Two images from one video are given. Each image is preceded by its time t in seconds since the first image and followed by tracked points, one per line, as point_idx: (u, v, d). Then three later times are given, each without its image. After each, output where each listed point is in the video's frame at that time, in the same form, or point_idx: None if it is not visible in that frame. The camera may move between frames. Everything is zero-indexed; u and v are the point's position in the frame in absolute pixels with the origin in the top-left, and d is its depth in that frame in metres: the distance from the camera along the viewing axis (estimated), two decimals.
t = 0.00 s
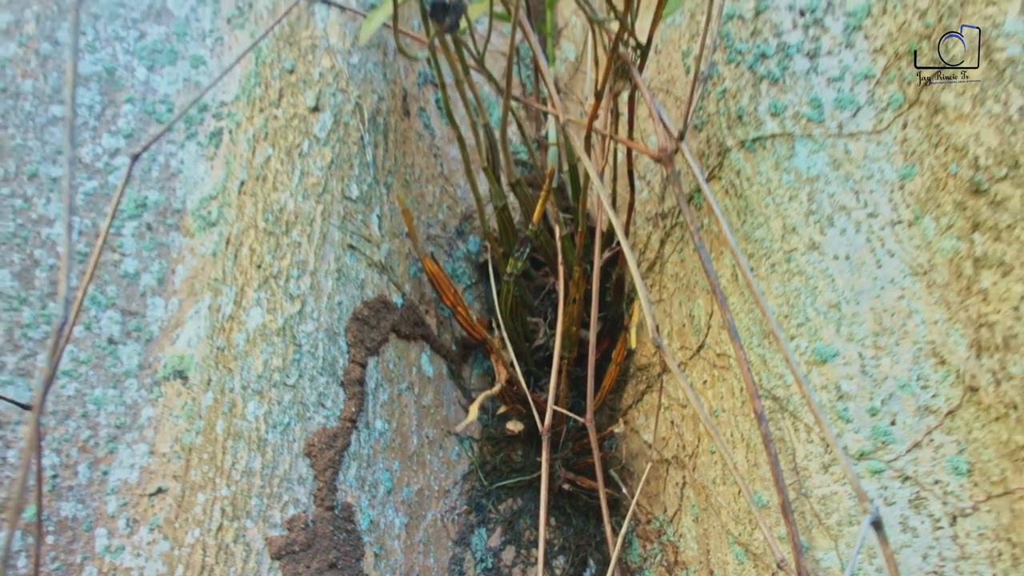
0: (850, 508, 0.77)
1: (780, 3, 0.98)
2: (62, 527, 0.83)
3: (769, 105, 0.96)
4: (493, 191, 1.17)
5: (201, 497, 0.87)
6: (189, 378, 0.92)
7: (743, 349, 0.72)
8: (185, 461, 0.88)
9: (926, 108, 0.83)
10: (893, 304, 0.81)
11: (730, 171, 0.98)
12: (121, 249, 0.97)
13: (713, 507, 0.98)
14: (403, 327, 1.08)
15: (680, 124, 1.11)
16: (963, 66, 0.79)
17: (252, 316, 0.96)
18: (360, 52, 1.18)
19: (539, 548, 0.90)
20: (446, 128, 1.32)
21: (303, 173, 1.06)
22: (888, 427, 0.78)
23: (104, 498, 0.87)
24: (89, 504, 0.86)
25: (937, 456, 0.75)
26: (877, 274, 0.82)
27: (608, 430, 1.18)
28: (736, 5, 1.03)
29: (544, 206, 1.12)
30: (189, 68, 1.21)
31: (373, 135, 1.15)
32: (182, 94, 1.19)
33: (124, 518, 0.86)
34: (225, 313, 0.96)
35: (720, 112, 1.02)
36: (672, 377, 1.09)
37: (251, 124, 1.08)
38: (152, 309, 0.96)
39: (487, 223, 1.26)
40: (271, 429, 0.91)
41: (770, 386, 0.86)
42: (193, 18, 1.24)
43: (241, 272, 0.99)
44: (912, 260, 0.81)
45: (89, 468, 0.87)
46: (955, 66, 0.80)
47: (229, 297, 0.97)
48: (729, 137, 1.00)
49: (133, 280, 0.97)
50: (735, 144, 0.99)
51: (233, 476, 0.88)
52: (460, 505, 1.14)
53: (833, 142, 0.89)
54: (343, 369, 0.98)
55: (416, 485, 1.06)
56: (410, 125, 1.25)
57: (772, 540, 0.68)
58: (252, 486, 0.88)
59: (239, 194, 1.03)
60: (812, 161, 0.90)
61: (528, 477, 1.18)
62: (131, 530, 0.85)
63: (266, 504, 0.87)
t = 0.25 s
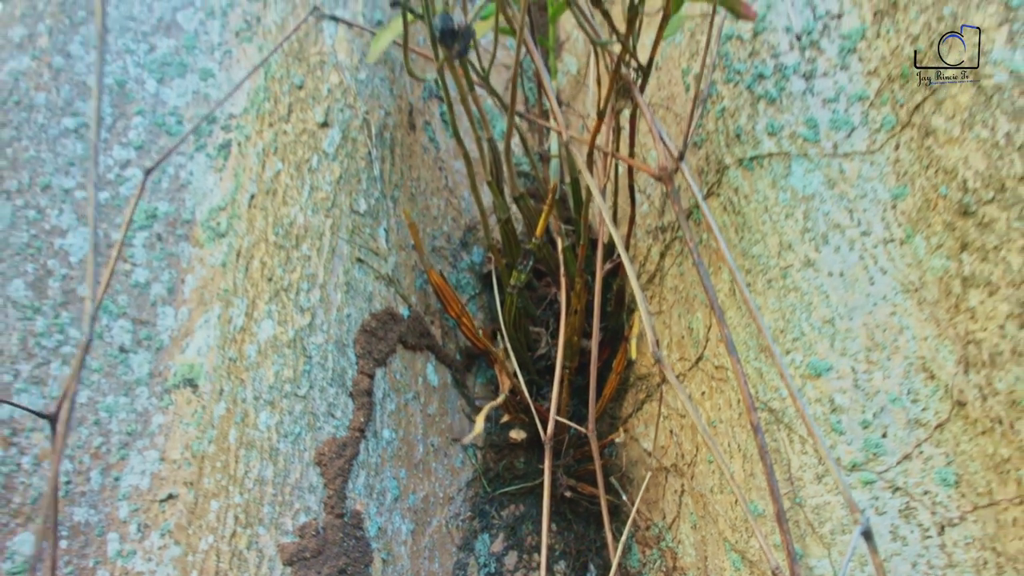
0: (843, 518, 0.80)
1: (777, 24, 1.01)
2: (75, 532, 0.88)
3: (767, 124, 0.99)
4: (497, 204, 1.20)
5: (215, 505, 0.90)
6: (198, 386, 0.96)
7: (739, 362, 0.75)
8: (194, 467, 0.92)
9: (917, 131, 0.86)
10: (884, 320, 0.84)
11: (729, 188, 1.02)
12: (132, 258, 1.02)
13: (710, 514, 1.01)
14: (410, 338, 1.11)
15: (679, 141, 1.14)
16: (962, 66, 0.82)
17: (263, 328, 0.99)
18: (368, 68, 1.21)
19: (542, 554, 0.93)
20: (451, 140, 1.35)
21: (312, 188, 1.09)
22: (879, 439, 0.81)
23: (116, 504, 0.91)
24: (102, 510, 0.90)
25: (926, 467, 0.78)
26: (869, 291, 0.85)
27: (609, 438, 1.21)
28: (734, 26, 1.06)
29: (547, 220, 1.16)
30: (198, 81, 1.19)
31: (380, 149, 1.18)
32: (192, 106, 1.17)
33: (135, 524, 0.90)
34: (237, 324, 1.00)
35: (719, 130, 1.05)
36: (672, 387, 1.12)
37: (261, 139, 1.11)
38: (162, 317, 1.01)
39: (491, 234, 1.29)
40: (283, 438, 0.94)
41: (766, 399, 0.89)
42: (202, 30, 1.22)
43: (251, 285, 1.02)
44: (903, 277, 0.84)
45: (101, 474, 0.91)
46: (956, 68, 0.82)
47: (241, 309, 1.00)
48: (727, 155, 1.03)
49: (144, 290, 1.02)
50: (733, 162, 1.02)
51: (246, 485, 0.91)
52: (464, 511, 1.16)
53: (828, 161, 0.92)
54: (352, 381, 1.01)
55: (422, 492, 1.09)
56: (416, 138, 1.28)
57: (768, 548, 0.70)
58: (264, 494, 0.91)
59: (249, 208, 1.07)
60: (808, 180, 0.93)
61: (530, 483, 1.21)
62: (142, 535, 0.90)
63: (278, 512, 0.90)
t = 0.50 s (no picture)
0: (836, 530, 0.82)
1: (772, 47, 1.04)
2: (88, 543, 0.93)
3: (762, 145, 1.01)
4: (499, 221, 1.22)
5: (227, 518, 0.93)
6: (207, 400, 1.01)
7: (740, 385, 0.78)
8: (203, 480, 0.96)
9: (908, 154, 0.88)
10: (876, 337, 0.87)
11: (726, 207, 1.04)
12: (142, 274, 1.08)
13: (709, 525, 1.04)
14: (415, 354, 1.14)
15: (678, 159, 1.16)
16: (962, 67, 0.84)
17: (273, 345, 1.02)
18: (373, 88, 1.24)
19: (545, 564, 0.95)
20: (454, 157, 1.37)
21: (320, 208, 1.12)
22: (872, 453, 0.84)
23: (127, 515, 0.96)
24: (113, 521, 0.95)
25: (917, 481, 0.81)
26: (862, 309, 0.88)
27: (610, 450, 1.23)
28: (731, 48, 1.08)
29: (548, 237, 1.18)
30: (205, 98, 1.29)
31: (386, 167, 1.21)
32: (199, 122, 1.27)
33: (146, 535, 0.94)
34: (247, 341, 1.03)
35: (717, 150, 1.07)
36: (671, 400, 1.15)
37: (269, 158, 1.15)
38: (171, 331, 1.06)
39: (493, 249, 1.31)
40: (294, 453, 0.96)
41: (762, 414, 0.91)
42: (209, 50, 1.32)
43: (261, 302, 1.05)
44: (895, 296, 0.86)
45: (112, 487, 0.96)
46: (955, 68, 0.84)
47: (250, 326, 1.04)
48: (724, 175, 1.05)
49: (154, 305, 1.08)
50: (730, 182, 1.04)
51: (258, 499, 0.94)
52: (468, 522, 1.18)
53: (821, 183, 0.95)
54: (359, 397, 1.04)
55: (427, 504, 1.11)
56: (420, 156, 1.30)
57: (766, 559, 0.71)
58: (276, 508, 0.94)
59: (257, 226, 1.10)
60: (802, 201, 0.96)
61: (533, 494, 1.23)
62: (153, 547, 0.94)
63: (289, 525, 0.93)
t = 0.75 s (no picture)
0: (828, 544, 0.85)
1: (768, 72, 1.07)
2: (97, 554, 0.94)
3: (758, 168, 1.04)
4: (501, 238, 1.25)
5: (236, 531, 0.96)
6: (215, 413, 1.03)
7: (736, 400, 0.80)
8: (210, 491, 0.98)
9: (898, 180, 0.92)
10: (868, 357, 0.89)
11: (722, 229, 1.06)
12: (150, 290, 1.10)
13: (705, 538, 1.07)
14: (419, 369, 1.17)
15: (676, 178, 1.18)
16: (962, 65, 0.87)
17: (280, 361, 1.05)
18: (378, 108, 1.27)
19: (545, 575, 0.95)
20: (456, 174, 1.39)
21: (326, 227, 1.15)
22: (863, 470, 0.86)
23: (136, 526, 0.97)
24: (122, 532, 0.96)
25: (906, 497, 0.84)
26: (854, 329, 0.91)
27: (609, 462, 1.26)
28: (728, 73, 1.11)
29: (550, 255, 1.21)
30: (212, 115, 1.31)
31: (390, 187, 1.24)
32: (205, 139, 1.29)
33: (155, 545, 0.96)
34: (255, 357, 1.05)
35: (713, 172, 1.10)
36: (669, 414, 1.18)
37: (275, 176, 1.18)
38: (178, 345, 1.08)
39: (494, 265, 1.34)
40: (301, 467, 1.00)
41: (757, 431, 0.94)
42: (217, 69, 1.35)
43: (268, 319, 1.08)
44: (886, 317, 0.90)
45: (121, 498, 0.98)
46: (956, 67, 0.88)
47: (258, 342, 1.06)
48: (721, 196, 1.08)
49: (162, 319, 1.09)
50: (726, 204, 1.07)
51: (266, 512, 0.96)
52: (470, 534, 1.21)
53: (815, 206, 0.98)
54: (365, 412, 1.07)
55: (430, 516, 1.14)
56: (423, 174, 1.33)
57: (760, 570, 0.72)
58: (284, 521, 0.96)
59: (264, 244, 1.13)
60: (797, 223, 0.99)
61: (534, 505, 1.26)
62: (161, 557, 0.95)
63: (297, 538, 0.96)
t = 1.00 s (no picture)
0: (819, 551, 0.88)
1: (762, 90, 1.10)
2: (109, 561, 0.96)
3: (753, 184, 1.07)
4: (502, 250, 1.28)
5: (246, 538, 0.98)
6: (222, 421, 1.05)
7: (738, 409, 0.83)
8: (218, 499, 1.01)
9: (888, 198, 0.95)
10: (858, 369, 0.92)
11: (718, 243, 1.09)
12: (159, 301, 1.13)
13: (701, 544, 1.10)
14: (423, 379, 1.20)
15: (673, 192, 1.21)
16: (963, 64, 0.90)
17: (288, 373, 1.08)
18: (382, 123, 1.30)
19: None
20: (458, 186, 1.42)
21: (332, 241, 1.18)
22: (853, 479, 0.89)
23: (145, 532, 0.99)
24: (132, 538, 0.99)
25: (895, 505, 0.87)
26: (845, 342, 0.94)
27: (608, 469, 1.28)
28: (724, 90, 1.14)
29: (550, 268, 1.23)
30: (218, 129, 1.34)
31: (394, 201, 1.27)
32: (212, 152, 1.33)
33: (164, 551, 0.98)
34: (263, 367, 1.08)
35: (709, 187, 1.12)
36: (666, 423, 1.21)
37: (282, 191, 1.20)
38: (187, 355, 1.11)
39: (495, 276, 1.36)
40: (309, 476, 1.03)
41: (752, 440, 0.97)
42: (223, 83, 1.37)
43: (276, 331, 1.11)
44: (877, 330, 0.93)
45: (132, 506, 1.00)
46: (955, 67, 0.91)
47: (266, 353, 1.09)
48: (717, 211, 1.10)
49: (170, 329, 1.13)
50: (722, 219, 1.09)
51: (276, 520, 1.00)
52: (472, 539, 1.24)
53: (808, 222, 1.01)
54: (370, 422, 1.11)
55: (433, 522, 1.17)
56: (425, 187, 1.36)
57: None
58: (293, 528, 1.00)
59: (272, 257, 1.16)
60: (790, 238, 1.02)
61: (534, 511, 1.28)
62: (171, 563, 0.98)
63: (305, 545, 1.00)
